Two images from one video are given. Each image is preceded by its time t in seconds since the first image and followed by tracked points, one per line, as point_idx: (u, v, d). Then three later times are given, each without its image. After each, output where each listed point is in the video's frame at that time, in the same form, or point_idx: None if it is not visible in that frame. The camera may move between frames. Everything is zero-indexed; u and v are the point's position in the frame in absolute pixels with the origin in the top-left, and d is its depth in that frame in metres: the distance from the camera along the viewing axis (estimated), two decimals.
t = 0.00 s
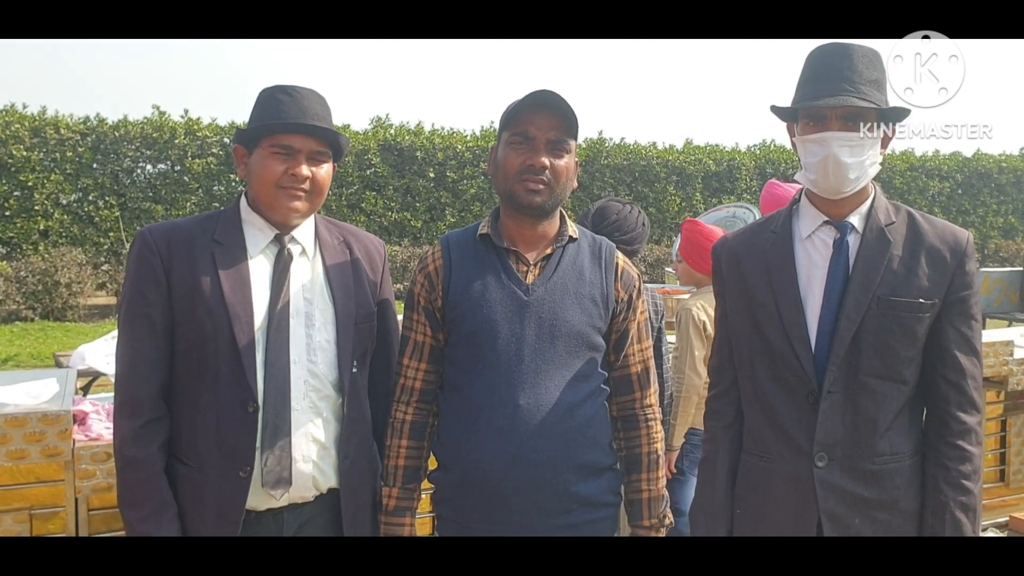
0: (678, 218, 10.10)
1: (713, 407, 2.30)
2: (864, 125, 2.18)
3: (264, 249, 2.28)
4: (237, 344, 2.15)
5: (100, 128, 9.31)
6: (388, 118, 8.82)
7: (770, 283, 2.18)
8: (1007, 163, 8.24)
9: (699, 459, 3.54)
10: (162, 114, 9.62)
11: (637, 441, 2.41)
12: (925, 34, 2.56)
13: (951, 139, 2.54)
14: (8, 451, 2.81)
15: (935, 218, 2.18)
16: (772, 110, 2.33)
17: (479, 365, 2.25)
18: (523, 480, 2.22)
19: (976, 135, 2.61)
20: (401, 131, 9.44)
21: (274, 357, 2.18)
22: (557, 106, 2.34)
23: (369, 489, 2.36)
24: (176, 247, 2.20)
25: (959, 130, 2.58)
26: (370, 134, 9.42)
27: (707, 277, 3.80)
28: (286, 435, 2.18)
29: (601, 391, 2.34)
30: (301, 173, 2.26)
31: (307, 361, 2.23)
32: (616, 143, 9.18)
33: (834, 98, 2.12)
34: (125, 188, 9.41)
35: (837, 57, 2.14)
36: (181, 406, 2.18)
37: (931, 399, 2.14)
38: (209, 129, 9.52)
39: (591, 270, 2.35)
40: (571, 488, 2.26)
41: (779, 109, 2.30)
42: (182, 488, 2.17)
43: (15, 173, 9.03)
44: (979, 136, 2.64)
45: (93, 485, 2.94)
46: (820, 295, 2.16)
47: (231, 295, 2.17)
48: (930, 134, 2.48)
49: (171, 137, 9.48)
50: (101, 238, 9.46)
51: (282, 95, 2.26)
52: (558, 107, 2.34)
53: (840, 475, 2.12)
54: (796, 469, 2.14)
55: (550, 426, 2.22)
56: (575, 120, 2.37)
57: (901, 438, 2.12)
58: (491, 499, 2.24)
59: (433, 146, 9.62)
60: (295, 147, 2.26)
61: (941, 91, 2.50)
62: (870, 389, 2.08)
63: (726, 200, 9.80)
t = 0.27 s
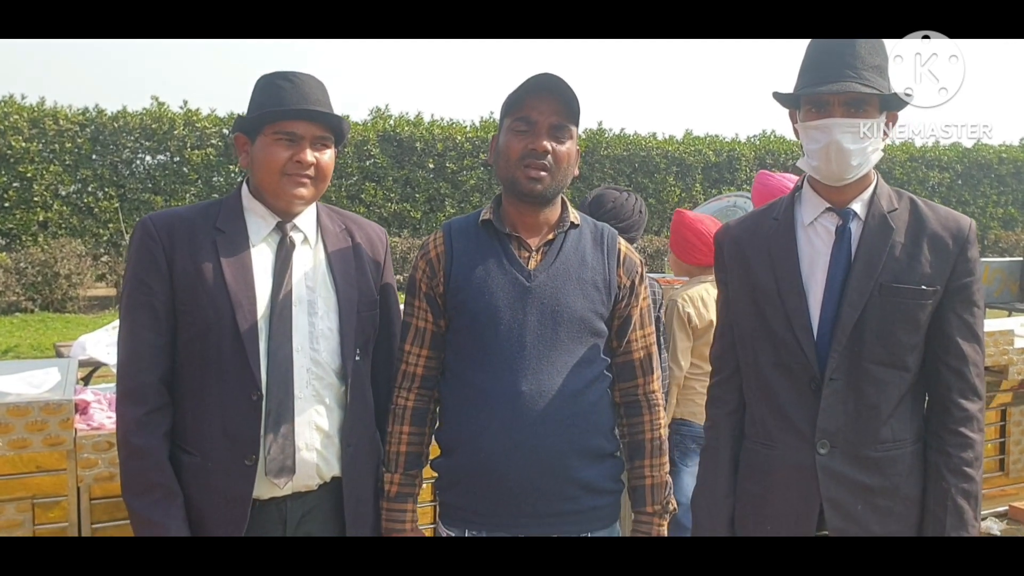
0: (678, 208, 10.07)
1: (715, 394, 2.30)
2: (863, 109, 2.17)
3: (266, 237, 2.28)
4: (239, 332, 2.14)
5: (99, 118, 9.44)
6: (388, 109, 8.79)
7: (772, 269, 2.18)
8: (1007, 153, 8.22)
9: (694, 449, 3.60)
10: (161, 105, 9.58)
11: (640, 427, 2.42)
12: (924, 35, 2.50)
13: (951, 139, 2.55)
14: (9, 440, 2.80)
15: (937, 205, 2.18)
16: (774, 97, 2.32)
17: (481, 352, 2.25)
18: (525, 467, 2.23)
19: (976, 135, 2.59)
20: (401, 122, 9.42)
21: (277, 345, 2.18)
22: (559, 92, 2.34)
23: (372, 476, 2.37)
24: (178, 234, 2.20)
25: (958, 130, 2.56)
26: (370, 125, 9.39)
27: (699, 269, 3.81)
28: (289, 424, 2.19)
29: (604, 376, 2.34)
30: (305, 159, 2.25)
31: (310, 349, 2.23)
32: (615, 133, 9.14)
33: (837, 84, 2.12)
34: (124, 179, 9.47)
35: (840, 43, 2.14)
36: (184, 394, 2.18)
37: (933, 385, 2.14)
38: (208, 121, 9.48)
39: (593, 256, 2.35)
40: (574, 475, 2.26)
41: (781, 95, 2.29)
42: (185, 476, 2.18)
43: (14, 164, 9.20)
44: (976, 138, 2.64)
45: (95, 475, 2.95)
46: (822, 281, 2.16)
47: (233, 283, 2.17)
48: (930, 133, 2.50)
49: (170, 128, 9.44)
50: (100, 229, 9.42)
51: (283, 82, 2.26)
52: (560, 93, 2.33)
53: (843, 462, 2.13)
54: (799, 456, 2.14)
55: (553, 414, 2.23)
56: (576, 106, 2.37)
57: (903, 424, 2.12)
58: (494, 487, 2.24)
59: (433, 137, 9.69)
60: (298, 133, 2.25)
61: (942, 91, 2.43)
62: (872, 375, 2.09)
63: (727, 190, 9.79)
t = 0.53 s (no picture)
0: (678, 208, 10.08)
1: (719, 394, 2.30)
2: (867, 109, 2.17)
3: (269, 237, 2.28)
4: (242, 332, 2.14)
5: (100, 117, 9.41)
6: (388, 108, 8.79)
7: (775, 268, 2.18)
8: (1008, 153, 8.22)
9: (691, 449, 3.60)
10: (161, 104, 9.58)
11: (645, 425, 2.42)
12: (924, 35, 2.49)
13: (951, 138, 2.54)
14: (11, 440, 2.80)
15: (940, 204, 2.18)
16: (777, 97, 2.32)
17: (484, 351, 2.25)
18: (528, 468, 2.23)
19: (976, 135, 2.58)
20: (401, 121, 9.43)
21: (280, 345, 2.18)
22: (561, 92, 2.34)
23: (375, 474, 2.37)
24: (181, 234, 2.20)
25: (959, 130, 2.55)
26: (370, 124, 9.38)
27: (700, 269, 3.76)
28: (292, 424, 2.19)
29: (607, 374, 2.34)
30: (307, 159, 2.25)
31: (313, 349, 2.24)
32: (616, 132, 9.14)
33: (840, 84, 2.12)
34: (124, 178, 9.37)
35: (843, 43, 2.14)
36: (188, 395, 2.18)
37: (936, 385, 2.14)
38: (209, 120, 9.46)
39: (596, 253, 2.35)
40: (578, 475, 2.27)
41: (785, 96, 2.29)
42: (190, 476, 2.18)
43: (15, 163, 9.21)
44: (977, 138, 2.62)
45: (97, 474, 2.95)
46: (826, 281, 2.16)
47: (236, 283, 2.17)
48: (930, 133, 2.49)
49: (171, 127, 9.37)
50: (100, 229, 9.38)
51: (285, 81, 2.26)
52: (563, 92, 2.33)
53: (846, 462, 2.13)
54: (803, 457, 2.14)
55: (556, 413, 2.23)
56: (579, 106, 2.37)
57: (905, 424, 2.12)
58: (498, 487, 2.25)
59: (434, 136, 9.63)
60: (300, 133, 2.25)
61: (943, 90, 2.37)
62: (875, 375, 2.09)
63: (727, 190, 9.79)
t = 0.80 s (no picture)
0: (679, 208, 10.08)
1: (722, 392, 2.30)
2: (872, 109, 2.17)
3: (272, 235, 2.27)
4: (245, 330, 2.14)
5: (101, 117, 9.34)
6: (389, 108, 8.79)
7: (779, 267, 2.18)
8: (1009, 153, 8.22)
9: (697, 449, 3.60)
10: (162, 103, 9.57)
11: (647, 423, 2.41)
12: (924, 35, 2.49)
13: (951, 138, 2.53)
14: (13, 438, 2.80)
15: (945, 204, 2.18)
16: (782, 96, 2.32)
17: (487, 349, 2.25)
18: (531, 466, 2.22)
19: (977, 134, 2.57)
20: (402, 120, 9.42)
21: (282, 343, 2.18)
22: (564, 91, 2.33)
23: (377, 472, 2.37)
24: (183, 232, 2.20)
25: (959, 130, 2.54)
26: (371, 123, 9.37)
27: (706, 268, 3.75)
28: (294, 422, 2.19)
29: (610, 372, 2.34)
30: (308, 157, 2.25)
31: (315, 347, 2.23)
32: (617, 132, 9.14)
33: (845, 84, 2.12)
34: (124, 177, 9.44)
35: (847, 43, 2.13)
36: (190, 392, 2.18)
37: (940, 383, 2.14)
38: (209, 118, 9.50)
39: (599, 252, 2.35)
40: (581, 473, 2.26)
41: (789, 95, 2.29)
42: (191, 474, 2.18)
43: (15, 161, 9.03)
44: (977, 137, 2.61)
45: (98, 472, 2.95)
46: (830, 279, 2.16)
47: (238, 281, 2.17)
48: (930, 133, 2.48)
49: (172, 125, 9.45)
50: (101, 228, 9.42)
51: (286, 79, 2.25)
52: (566, 92, 2.33)
53: (849, 461, 2.12)
54: (806, 455, 2.14)
55: (559, 412, 2.22)
56: (582, 105, 2.36)
57: (909, 423, 2.12)
58: (500, 485, 2.24)
59: (434, 135, 9.62)
60: (302, 131, 2.25)
61: (942, 91, 2.34)
62: (879, 374, 2.08)
63: (728, 189, 9.79)
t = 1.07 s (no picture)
0: (679, 208, 10.08)
1: (723, 395, 2.30)
2: (874, 110, 2.17)
3: (273, 236, 2.27)
4: (245, 332, 2.14)
5: (101, 117, 9.32)
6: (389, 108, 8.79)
7: (781, 269, 2.17)
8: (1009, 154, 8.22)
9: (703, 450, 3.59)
10: (162, 103, 9.57)
11: (648, 426, 2.41)
12: (924, 35, 2.48)
13: (952, 139, 2.52)
14: (15, 439, 2.80)
15: (947, 205, 2.17)
16: (784, 98, 2.32)
17: (488, 351, 2.24)
18: (531, 468, 2.22)
19: (977, 135, 2.56)
20: (403, 121, 9.42)
21: (283, 345, 2.17)
22: (566, 93, 2.33)
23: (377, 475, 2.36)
24: (184, 233, 2.19)
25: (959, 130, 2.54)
26: (371, 124, 9.36)
27: (713, 268, 3.76)
28: (294, 424, 2.18)
29: (611, 374, 2.33)
30: (309, 158, 2.25)
31: (316, 349, 2.23)
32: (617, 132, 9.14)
33: (847, 86, 2.12)
34: (125, 178, 9.39)
35: (849, 44, 2.13)
36: (191, 393, 2.18)
37: (943, 385, 2.14)
38: (210, 119, 9.47)
39: (600, 253, 2.34)
40: (582, 474, 2.26)
41: (791, 97, 2.28)
42: (192, 475, 2.17)
43: (15, 161, 9.06)
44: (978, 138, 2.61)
45: (99, 473, 2.94)
46: (832, 281, 2.16)
47: (239, 282, 2.16)
48: (930, 133, 2.47)
49: (172, 126, 9.43)
50: (101, 228, 9.41)
51: (288, 80, 2.25)
52: (568, 93, 2.32)
53: (851, 463, 2.12)
54: (807, 457, 2.14)
55: (560, 413, 2.22)
56: (584, 106, 2.36)
57: (911, 425, 2.12)
58: (501, 487, 2.24)
59: (434, 136, 9.57)
60: (303, 132, 2.25)
61: (942, 91, 2.34)
62: (881, 376, 2.08)
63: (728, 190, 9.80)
